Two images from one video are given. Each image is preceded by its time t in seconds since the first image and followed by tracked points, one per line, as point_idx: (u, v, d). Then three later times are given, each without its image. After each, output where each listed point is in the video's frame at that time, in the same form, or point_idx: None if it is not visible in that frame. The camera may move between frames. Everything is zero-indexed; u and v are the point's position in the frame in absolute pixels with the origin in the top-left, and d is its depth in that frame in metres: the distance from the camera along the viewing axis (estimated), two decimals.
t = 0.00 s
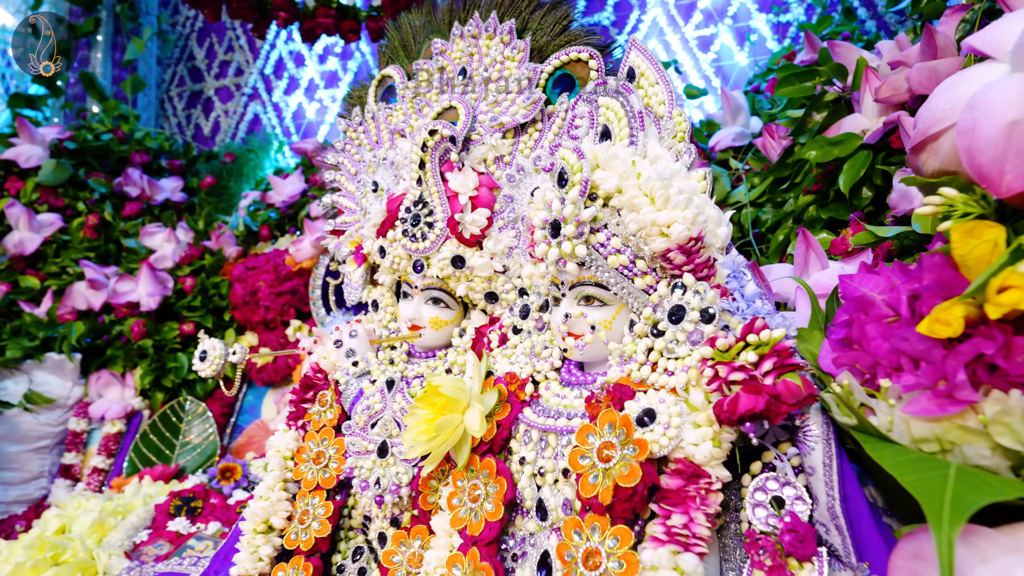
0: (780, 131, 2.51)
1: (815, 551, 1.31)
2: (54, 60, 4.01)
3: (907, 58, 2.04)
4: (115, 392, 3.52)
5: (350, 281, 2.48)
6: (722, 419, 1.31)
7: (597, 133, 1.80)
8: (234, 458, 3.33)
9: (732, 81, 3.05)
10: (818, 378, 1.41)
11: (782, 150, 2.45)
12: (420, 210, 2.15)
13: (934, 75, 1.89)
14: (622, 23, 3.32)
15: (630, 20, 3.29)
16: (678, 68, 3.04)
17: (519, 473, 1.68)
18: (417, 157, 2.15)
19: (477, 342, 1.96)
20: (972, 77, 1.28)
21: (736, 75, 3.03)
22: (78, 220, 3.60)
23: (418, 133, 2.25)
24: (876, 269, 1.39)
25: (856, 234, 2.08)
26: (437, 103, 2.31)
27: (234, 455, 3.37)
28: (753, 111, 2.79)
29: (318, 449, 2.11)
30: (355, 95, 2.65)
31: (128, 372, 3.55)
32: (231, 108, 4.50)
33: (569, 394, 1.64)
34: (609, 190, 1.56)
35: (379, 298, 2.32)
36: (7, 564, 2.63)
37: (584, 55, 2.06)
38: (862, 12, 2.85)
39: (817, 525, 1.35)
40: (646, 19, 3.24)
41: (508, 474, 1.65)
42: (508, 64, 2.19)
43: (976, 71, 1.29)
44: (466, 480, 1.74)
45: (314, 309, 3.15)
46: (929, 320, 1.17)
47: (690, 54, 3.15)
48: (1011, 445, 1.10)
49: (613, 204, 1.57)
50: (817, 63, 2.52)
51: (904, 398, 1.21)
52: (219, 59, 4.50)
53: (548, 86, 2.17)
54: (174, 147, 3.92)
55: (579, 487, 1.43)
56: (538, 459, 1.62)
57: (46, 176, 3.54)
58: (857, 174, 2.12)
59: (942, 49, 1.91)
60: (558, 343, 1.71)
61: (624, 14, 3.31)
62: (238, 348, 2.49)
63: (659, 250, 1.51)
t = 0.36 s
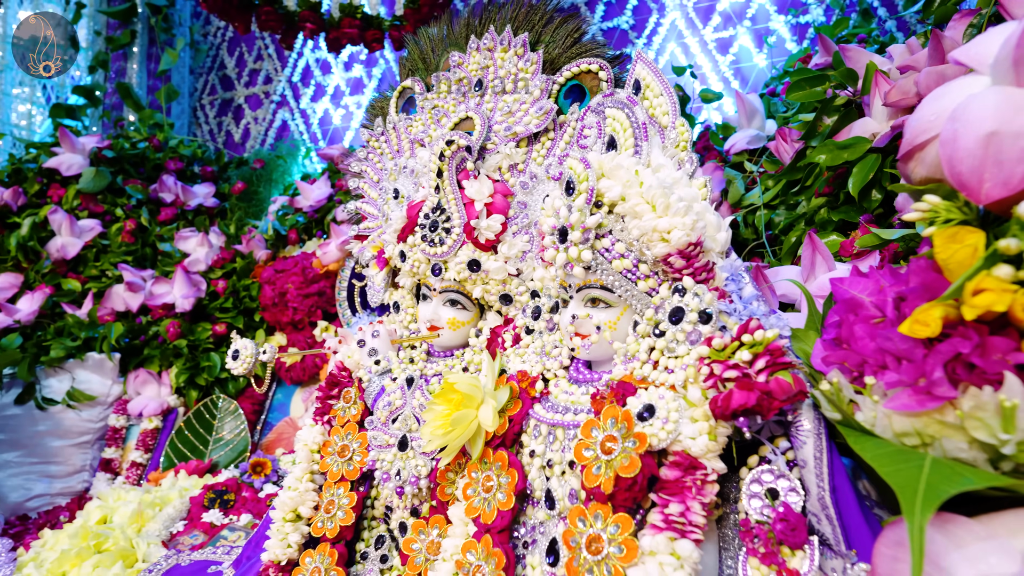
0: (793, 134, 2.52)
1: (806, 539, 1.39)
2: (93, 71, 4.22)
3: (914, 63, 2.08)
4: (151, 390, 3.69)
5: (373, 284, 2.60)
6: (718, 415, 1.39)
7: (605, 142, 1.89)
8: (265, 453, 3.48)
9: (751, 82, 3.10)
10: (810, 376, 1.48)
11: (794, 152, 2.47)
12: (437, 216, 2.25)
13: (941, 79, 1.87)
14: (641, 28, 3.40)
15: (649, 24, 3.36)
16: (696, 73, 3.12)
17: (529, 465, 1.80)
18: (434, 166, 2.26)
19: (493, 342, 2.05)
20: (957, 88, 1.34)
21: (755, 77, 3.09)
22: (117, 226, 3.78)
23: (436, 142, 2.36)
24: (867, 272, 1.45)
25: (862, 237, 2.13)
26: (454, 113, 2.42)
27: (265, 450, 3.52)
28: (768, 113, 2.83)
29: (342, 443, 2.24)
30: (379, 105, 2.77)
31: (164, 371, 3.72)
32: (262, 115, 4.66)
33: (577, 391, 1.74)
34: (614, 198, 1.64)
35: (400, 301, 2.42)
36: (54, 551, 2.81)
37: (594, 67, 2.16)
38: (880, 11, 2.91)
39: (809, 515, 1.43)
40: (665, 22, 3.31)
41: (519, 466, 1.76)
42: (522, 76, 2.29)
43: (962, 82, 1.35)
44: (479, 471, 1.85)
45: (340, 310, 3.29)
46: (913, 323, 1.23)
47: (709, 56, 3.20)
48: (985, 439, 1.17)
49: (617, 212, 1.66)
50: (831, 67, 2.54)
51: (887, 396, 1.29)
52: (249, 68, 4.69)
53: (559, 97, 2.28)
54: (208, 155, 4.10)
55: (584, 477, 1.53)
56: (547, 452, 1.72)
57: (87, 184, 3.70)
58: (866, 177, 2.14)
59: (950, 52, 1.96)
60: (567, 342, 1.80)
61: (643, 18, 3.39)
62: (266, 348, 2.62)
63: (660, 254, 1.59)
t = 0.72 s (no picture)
0: (807, 136, 2.50)
1: (811, 542, 1.41)
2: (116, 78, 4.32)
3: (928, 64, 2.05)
4: (174, 390, 3.75)
5: (388, 288, 2.64)
6: (724, 420, 1.40)
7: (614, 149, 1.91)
8: (284, 453, 3.53)
9: (767, 82, 3.09)
10: (817, 382, 1.49)
11: (808, 155, 2.47)
12: (449, 222, 2.28)
13: (956, 80, 1.84)
14: (656, 28, 3.39)
15: (664, 25, 3.36)
16: (710, 75, 3.12)
17: (538, 467, 1.83)
18: (446, 172, 2.30)
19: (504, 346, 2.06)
20: (963, 94, 1.35)
21: (771, 77, 3.08)
22: (140, 230, 3.88)
23: (448, 149, 2.39)
24: (873, 278, 1.46)
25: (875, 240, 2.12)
26: (466, 119, 2.45)
27: (284, 450, 3.58)
28: (783, 114, 2.81)
29: (357, 444, 2.28)
30: (393, 111, 2.81)
31: (184, 372, 3.78)
32: (281, 119, 4.74)
33: (585, 395, 1.77)
34: (621, 205, 1.66)
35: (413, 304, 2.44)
36: (81, 547, 2.91)
37: (604, 73, 2.18)
38: (895, 10, 2.88)
39: (814, 519, 1.44)
40: (681, 22, 3.31)
41: (528, 469, 1.79)
42: (532, 82, 2.32)
43: (968, 88, 1.35)
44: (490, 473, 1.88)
45: (357, 312, 3.34)
46: (915, 330, 1.24)
47: (725, 57, 3.20)
48: (987, 445, 1.17)
49: (624, 218, 1.69)
50: (846, 68, 2.51)
51: (890, 402, 1.29)
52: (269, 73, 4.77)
53: (570, 102, 2.31)
54: (229, 159, 4.18)
55: (591, 481, 1.56)
56: (556, 455, 1.75)
57: (111, 189, 3.82)
58: (880, 179, 2.13)
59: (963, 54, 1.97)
60: (576, 347, 1.83)
61: (658, 19, 3.39)
62: (284, 351, 2.68)
63: (667, 260, 1.60)
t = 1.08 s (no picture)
0: (820, 137, 2.43)
1: (824, 564, 1.34)
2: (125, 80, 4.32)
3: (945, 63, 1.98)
4: (180, 393, 3.74)
5: (390, 293, 2.59)
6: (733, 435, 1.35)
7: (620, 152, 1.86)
8: (290, 457, 3.50)
9: (778, 82, 3.03)
10: (830, 396, 1.43)
11: (820, 156, 2.39)
12: (451, 226, 2.23)
13: (972, 80, 1.79)
14: (665, 27, 3.33)
15: (673, 24, 3.30)
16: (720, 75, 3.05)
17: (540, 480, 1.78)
18: (449, 176, 2.25)
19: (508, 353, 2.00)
20: (984, 96, 1.29)
21: (782, 77, 3.02)
22: (147, 232, 3.86)
23: (451, 152, 2.34)
24: (889, 287, 1.40)
25: (889, 244, 2.05)
26: (469, 122, 2.41)
27: (289, 454, 3.55)
28: (794, 115, 2.75)
29: (358, 453, 2.25)
30: (397, 114, 2.77)
31: (192, 375, 3.77)
32: (289, 121, 4.72)
33: (590, 406, 1.72)
34: (626, 210, 1.61)
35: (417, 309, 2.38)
36: (86, 552, 2.90)
37: (610, 74, 2.13)
38: (911, 8, 2.81)
39: (826, 539, 1.38)
40: (691, 22, 3.25)
41: (530, 482, 1.74)
42: (537, 84, 2.27)
43: (988, 89, 1.29)
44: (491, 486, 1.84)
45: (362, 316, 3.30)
46: (934, 343, 1.18)
47: (735, 56, 3.14)
48: (1011, 466, 1.12)
49: (630, 224, 1.63)
50: (860, 67, 2.44)
51: (907, 419, 1.24)
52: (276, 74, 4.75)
53: (575, 104, 2.26)
54: (236, 161, 4.17)
55: (594, 497, 1.51)
56: (559, 468, 1.71)
57: (119, 191, 3.81)
58: (894, 181, 2.07)
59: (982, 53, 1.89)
60: (580, 356, 1.78)
61: (667, 18, 3.32)
62: (287, 357, 2.64)
63: (674, 268, 1.55)
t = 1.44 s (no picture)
0: (828, 136, 2.30)
1: None
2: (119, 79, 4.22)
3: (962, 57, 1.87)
4: (173, 399, 3.63)
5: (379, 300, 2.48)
6: (740, 459, 1.23)
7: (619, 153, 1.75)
8: (283, 465, 3.40)
9: (784, 80, 2.91)
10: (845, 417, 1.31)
11: (829, 156, 2.27)
12: (442, 231, 2.13)
13: (993, 75, 1.67)
14: (665, 24, 3.22)
15: (674, 21, 3.19)
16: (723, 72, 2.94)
17: (533, 503, 1.68)
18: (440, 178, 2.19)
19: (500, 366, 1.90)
20: (1017, 90, 1.18)
21: (787, 75, 2.90)
22: (140, 234, 3.76)
23: (442, 152, 2.23)
24: (910, 300, 1.28)
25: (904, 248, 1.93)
26: (461, 121, 2.30)
27: (283, 462, 3.44)
28: (801, 114, 2.63)
29: (345, 470, 2.15)
30: (387, 112, 2.66)
31: (184, 380, 3.65)
32: (284, 121, 4.61)
33: (586, 424, 1.62)
34: (625, 215, 1.50)
35: (408, 317, 2.27)
36: (70, 565, 2.80)
37: (608, 70, 2.01)
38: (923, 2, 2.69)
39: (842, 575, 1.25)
40: (693, 18, 3.13)
41: (522, 505, 1.63)
42: (532, 80, 2.16)
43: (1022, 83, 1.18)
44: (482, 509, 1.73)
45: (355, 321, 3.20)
46: (964, 364, 1.07)
47: (739, 53, 3.02)
48: None
49: (629, 229, 1.52)
50: (869, 63, 2.30)
51: (934, 446, 1.13)
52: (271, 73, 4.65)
53: (572, 102, 2.15)
54: (230, 162, 4.07)
55: (590, 526, 1.40)
56: (552, 491, 1.62)
57: (112, 193, 3.68)
58: (908, 182, 1.95)
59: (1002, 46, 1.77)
60: (575, 372, 1.68)
61: (668, 14, 3.21)
62: (273, 367, 2.53)
63: (676, 277, 1.43)
